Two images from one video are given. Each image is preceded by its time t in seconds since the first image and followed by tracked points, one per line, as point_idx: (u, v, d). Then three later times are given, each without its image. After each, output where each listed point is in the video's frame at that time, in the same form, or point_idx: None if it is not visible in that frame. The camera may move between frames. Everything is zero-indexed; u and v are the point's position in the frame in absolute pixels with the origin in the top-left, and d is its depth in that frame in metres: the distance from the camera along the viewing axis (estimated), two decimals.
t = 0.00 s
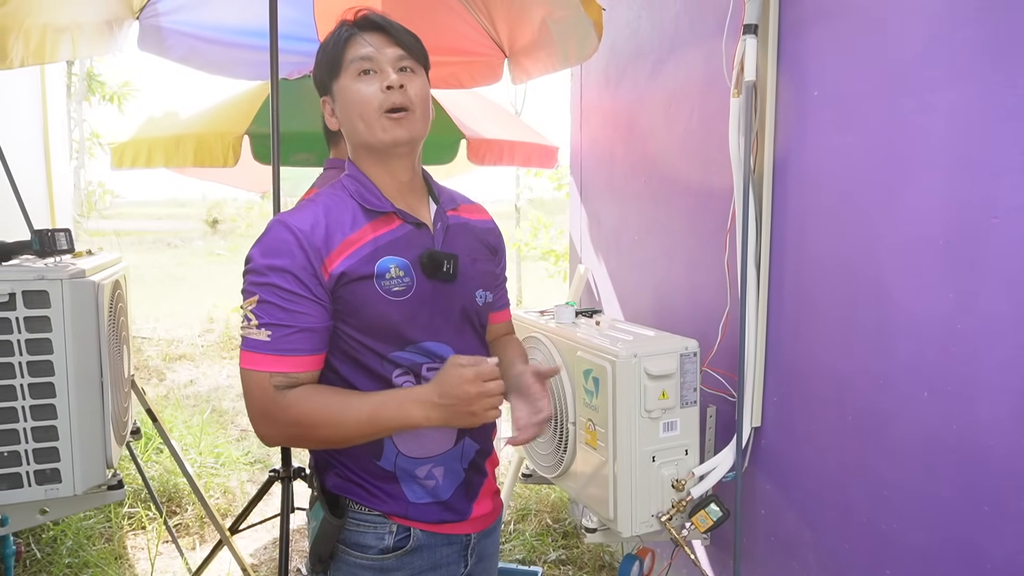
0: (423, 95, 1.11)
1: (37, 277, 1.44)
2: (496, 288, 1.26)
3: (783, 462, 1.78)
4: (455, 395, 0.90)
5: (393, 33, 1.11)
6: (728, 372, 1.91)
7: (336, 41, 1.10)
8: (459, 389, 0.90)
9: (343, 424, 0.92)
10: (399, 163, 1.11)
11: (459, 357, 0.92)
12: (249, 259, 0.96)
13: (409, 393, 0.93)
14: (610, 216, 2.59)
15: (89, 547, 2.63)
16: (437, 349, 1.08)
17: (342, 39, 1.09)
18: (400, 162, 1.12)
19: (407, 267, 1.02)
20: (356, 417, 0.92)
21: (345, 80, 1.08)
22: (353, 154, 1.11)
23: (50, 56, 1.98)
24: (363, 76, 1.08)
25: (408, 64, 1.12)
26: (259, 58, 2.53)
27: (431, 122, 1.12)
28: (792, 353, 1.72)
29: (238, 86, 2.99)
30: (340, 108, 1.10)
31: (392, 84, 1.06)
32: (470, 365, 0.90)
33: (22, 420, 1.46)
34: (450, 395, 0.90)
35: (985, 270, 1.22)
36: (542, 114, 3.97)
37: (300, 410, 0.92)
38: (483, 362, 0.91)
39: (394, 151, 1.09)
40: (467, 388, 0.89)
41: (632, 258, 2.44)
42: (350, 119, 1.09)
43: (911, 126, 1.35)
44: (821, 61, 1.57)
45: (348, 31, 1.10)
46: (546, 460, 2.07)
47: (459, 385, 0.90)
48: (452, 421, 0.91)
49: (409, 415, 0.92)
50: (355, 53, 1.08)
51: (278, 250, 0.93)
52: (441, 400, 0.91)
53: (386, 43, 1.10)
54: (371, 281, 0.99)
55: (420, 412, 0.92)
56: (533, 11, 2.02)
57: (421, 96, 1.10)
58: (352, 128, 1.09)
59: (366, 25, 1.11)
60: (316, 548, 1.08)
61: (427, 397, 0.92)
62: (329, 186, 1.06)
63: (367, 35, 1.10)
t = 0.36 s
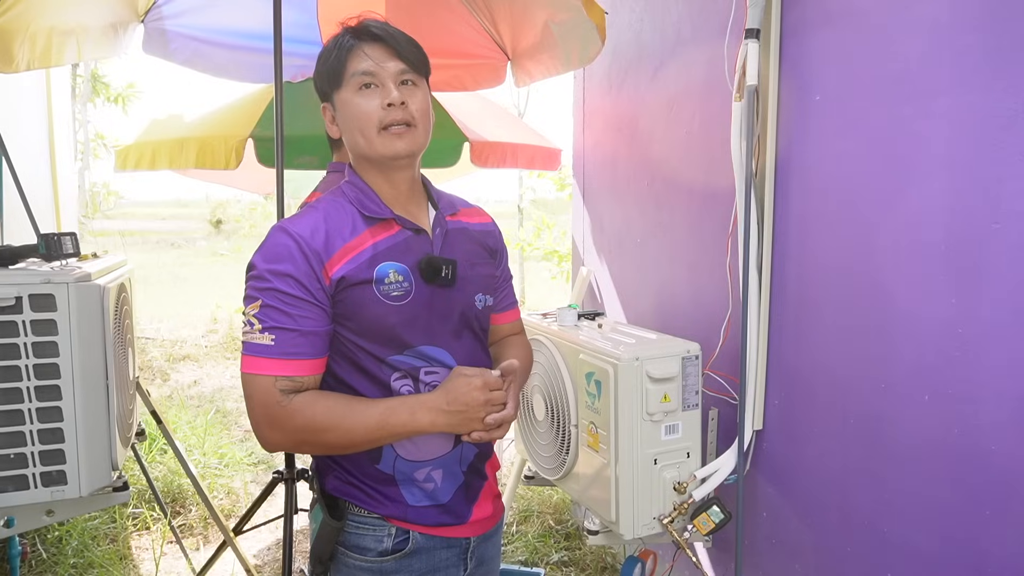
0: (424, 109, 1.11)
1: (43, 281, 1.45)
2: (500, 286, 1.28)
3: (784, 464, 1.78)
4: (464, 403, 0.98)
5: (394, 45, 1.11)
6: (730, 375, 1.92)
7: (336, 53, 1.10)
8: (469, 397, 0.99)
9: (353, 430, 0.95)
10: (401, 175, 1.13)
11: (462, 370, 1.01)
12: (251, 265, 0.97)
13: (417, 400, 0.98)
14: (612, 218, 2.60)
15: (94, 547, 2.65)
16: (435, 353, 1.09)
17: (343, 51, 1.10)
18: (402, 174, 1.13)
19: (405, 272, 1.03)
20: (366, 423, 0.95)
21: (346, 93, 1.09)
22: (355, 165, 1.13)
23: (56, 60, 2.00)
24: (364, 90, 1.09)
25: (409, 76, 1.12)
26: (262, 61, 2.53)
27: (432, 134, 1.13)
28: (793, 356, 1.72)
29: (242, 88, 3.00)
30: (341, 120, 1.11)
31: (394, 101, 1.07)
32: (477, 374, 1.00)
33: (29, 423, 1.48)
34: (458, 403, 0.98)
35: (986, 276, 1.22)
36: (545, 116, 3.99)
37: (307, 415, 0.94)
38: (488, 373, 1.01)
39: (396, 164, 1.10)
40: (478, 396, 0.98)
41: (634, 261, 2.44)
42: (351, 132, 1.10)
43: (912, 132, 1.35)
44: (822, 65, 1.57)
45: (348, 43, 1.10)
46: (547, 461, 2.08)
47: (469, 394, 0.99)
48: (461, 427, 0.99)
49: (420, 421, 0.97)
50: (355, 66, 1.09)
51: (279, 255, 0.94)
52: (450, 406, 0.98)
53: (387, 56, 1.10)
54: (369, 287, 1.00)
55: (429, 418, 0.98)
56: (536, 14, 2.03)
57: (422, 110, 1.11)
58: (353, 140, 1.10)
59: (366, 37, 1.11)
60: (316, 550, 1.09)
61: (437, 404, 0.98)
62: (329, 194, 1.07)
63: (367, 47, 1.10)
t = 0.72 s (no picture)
0: (427, 112, 1.12)
1: (48, 281, 1.46)
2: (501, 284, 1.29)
3: (787, 465, 1.78)
4: (469, 401, 1.00)
5: (397, 49, 1.11)
6: (732, 375, 1.92)
7: (339, 55, 1.10)
8: (474, 395, 1.00)
9: (358, 430, 0.95)
10: (403, 177, 1.13)
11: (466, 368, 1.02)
12: (255, 266, 0.96)
13: (423, 398, 0.99)
14: (615, 219, 2.60)
15: (97, 547, 2.66)
16: (440, 352, 1.09)
17: (346, 53, 1.10)
18: (404, 176, 1.13)
19: (410, 270, 1.04)
20: (372, 423, 0.96)
21: (350, 96, 1.09)
22: (358, 167, 1.13)
23: (60, 61, 1.99)
24: (367, 92, 1.09)
25: (412, 79, 1.13)
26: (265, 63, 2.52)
27: (435, 137, 1.14)
28: (796, 357, 1.72)
29: (245, 89, 3.01)
30: (344, 122, 1.11)
31: (398, 104, 1.07)
32: (482, 372, 1.01)
33: (33, 423, 1.48)
34: (464, 401, 0.99)
35: (989, 276, 1.22)
36: (546, 117, 3.99)
37: (313, 416, 0.94)
38: (492, 370, 1.03)
39: (398, 166, 1.11)
40: (483, 394, 0.99)
41: (637, 262, 2.45)
42: (354, 134, 1.10)
43: (914, 132, 1.36)
44: (824, 66, 1.58)
45: (351, 45, 1.10)
46: (550, 462, 2.08)
47: (475, 392, 1.00)
48: (467, 425, 1.00)
49: (425, 420, 0.98)
50: (359, 68, 1.09)
51: (284, 255, 0.94)
52: (456, 404, 0.99)
53: (390, 59, 1.10)
54: (374, 286, 1.01)
55: (435, 417, 0.98)
56: (538, 15, 2.03)
57: (425, 113, 1.12)
58: (356, 142, 1.10)
59: (369, 39, 1.11)
60: (320, 550, 1.09)
61: (443, 402, 0.99)
62: (332, 193, 1.07)
63: (371, 49, 1.10)
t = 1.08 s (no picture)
0: (437, 125, 1.12)
1: (45, 282, 1.46)
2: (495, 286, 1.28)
3: (787, 466, 1.77)
4: (472, 407, 1.00)
5: (413, 58, 1.10)
6: (732, 377, 1.92)
7: (354, 57, 1.08)
8: (477, 400, 1.00)
9: (363, 437, 0.95)
10: (406, 184, 1.14)
11: (468, 374, 1.03)
12: (254, 271, 0.94)
13: (426, 404, 0.99)
14: (614, 220, 2.60)
15: (96, 550, 2.65)
16: (441, 354, 1.10)
17: (361, 57, 1.07)
18: (407, 184, 1.14)
19: (412, 274, 1.03)
20: (375, 430, 0.95)
21: (362, 102, 1.07)
22: (362, 172, 1.12)
23: (59, 63, 2.01)
24: (381, 101, 1.07)
25: (424, 89, 1.12)
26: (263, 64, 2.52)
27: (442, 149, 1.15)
28: (796, 358, 1.71)
29: (245, 91, 3.01)
30: (352, 127, 1.09)
31: (414, 119, 1.07)
32: (484, 378, 1.02)
33: (30, 424, 1.48)
34: (466, 407, 1.00)
35: (990, 276, 1.22)
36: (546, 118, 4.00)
37: (317, 424, 0.93)
38: (494, 375, 1.03)
39: (405, 177, 1.11)
40: (486, 399, 1.00)
41: (637, 263, 2.44)
42: (364, 141, 1.09)
43: (915, 132, 1.35)
44: (824, 67, 1.58)
45: (367, 49, 1.08)
46: (550, 464, 2.07)
47: (477, 397, 1.00)
48: (470, 430, 1.01)
49: (428, 426, 0.98)
50: (375, 75, 1.07)
51: (285, 261, 0.93)
52: (458, 410, 0.99)
53: (406, 68, 1.09)
54: (377, 290, 1.00)
55: (437, 422, 0.99)
56: (537, 15, 2.03)
57: (436, 126, 1.12)
58: (365, 150, 1.09)
59: (385, 44, 1.09)
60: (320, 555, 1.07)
61: (445, 408, 0.99)
62: (330, 195, 1.06)
63: (386, 56, 1.08)
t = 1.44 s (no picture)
0: (425, 111, 1.12)
1: (43, 282, 1.45)
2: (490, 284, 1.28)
3: (788, 468, 1.76)
4: (487, 412, 0.99)
5: (392, 47, 1.10)
6: (733, 378, 1.91)
7: (332, 54, 1.07)
8: (491, 406, 1.00)
9: (381, 449, 0.94)
10: (401, 179, 1.12)
11: (480, 379, 1.02)
12: (260, 284, 0.93)
13: (440, 411, 0.98)
14: (614, 221, 2.60)
15: (94, 551, 2.64)
16: (449, 357, 1.09)
17: (340, 53, 1.06)
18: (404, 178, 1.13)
19: (418, 279, 1.02)
20: (393, 440, 0.94)
21: (348, 99, 1.06)
22: (357, 173, 1.11)
23: (58, 63, 2.02)
24: (368, 94, 1.06)
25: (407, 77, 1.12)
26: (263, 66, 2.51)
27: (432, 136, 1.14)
28: (797, 359, 1.71)
29: (244, 92, 3.01)
30: (341, 127, 1.08)
31: (403, 106, 1.06)
32: (497, 383, 1.01)
33: (28, 425, 1.47)
34: (481, 412, 0.99)
35: (991, 277, 1.21)
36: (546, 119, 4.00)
37: (333, 437, 0.92)
38: (505, 380, 1.03)
39: (402, 170, 1.10)
40: (500, 405, 0.99)
41: (637, 264, 2.43)
42: (355, 138, 1.07)
43: (915, 132, 1.35)
44: (824, 67, 1.57)
45: (345, 44, 1.07)
46: (550, 465, 2.06)
47: (491, 403, 1.00)
48: (484, 435, 1.00)
49: (443, 432, 0.97)
50: (358, 69, 1.06)
51: (293, 273, 0.91)
52: (472, 416, 0.98)
53: (387, 57, 1.08)
54: (385, 298, 0.99)
55: (452, 429, 0.98)
56: (537, 15, 2.02)
57: (425, 112, 1.11)
58: (358, 148, 1.07)
59: (361, 37, 1.09)
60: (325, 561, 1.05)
61: (459, 413, 0.98)
62: (326, 199, 1.04)
63: (365, 49, 1.08)
